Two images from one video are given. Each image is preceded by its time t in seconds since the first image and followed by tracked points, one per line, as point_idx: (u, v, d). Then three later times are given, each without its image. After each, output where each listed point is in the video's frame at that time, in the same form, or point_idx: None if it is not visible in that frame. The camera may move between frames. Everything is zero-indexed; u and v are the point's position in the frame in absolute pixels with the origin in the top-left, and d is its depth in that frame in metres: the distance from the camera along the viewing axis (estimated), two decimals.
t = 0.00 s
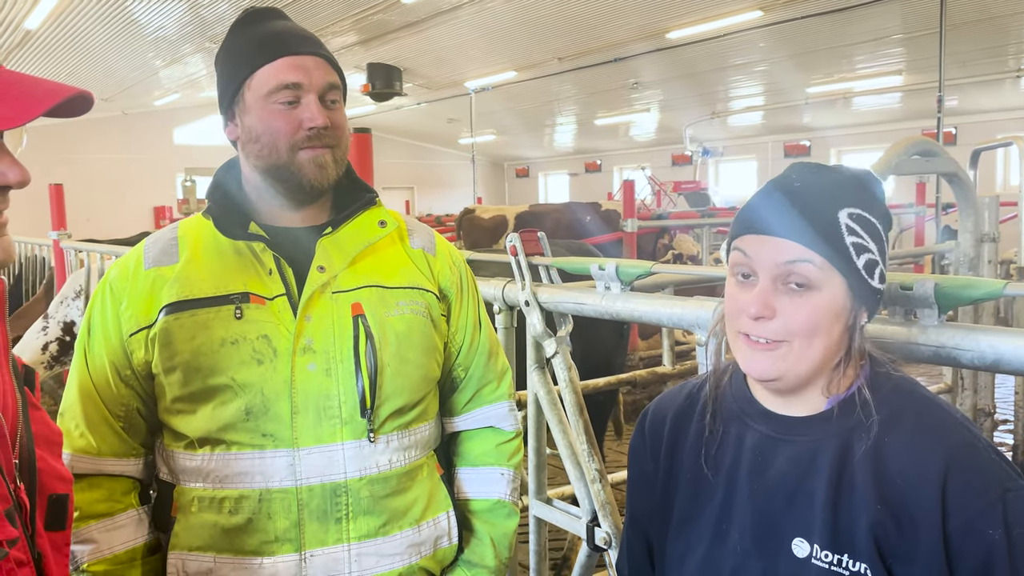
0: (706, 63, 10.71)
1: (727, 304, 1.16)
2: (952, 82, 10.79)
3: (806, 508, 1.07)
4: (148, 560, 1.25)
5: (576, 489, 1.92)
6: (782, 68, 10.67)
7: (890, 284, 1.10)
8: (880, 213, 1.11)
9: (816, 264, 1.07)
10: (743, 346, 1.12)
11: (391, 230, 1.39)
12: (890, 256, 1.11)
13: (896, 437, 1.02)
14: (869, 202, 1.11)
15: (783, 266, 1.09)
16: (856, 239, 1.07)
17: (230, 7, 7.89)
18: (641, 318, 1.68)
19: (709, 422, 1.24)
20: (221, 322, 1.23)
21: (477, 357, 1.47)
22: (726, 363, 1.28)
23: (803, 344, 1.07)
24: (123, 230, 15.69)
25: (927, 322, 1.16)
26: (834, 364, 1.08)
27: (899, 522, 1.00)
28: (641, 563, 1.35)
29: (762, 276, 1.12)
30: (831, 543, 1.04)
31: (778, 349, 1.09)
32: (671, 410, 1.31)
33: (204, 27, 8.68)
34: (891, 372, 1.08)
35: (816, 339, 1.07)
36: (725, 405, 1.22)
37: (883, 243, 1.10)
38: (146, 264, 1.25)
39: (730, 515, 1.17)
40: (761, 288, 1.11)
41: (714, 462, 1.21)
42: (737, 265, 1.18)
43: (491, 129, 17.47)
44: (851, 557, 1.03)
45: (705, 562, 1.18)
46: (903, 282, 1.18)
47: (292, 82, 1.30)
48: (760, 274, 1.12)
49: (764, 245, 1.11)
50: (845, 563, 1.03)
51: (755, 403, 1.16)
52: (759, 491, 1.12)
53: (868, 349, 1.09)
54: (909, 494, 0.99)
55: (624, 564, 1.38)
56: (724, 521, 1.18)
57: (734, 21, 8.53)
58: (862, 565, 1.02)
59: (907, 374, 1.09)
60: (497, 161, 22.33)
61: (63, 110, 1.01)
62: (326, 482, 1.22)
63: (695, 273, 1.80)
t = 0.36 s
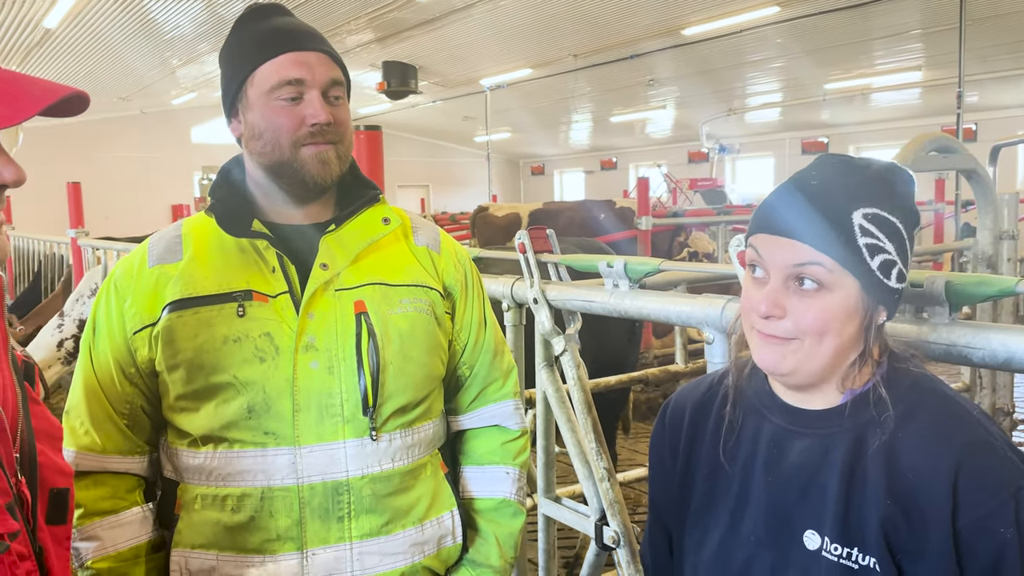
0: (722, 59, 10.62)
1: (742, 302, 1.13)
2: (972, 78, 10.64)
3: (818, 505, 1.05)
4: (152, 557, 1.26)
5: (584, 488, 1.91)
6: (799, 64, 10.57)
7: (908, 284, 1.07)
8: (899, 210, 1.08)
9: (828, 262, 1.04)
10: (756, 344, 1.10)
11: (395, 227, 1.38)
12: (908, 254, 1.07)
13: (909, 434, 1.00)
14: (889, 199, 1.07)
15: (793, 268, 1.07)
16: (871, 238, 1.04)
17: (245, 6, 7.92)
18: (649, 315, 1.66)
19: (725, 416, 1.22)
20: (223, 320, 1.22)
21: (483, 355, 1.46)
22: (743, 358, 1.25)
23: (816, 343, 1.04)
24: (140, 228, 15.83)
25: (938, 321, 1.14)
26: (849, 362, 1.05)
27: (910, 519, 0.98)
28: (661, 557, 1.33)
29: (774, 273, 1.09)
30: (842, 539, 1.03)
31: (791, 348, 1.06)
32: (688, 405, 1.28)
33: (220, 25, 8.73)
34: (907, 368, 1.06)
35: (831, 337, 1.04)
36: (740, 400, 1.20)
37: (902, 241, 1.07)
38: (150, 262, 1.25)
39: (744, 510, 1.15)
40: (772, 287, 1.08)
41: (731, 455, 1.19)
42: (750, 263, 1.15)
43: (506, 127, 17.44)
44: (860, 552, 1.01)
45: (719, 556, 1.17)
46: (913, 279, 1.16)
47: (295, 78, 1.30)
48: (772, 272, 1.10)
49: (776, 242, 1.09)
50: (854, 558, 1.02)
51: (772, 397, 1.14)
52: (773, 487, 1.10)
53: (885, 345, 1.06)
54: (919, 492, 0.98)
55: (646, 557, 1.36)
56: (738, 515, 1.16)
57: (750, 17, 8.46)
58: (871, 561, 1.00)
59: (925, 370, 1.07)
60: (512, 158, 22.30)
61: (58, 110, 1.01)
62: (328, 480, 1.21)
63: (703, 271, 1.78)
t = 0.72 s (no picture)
0: (740, 56, 10.55)
1: (750, 297, 1.12)
2: (995, 74, 10.49)
3: (820, 501, 1.05)
4: (162, 553, 1.27)
5: (595, 486, 1.91)
6: (818, 61, 10.47)
7: (917, 280, 1.05)
8: (908, 207, 1.06)
9: (833, 259, 1.03)
10: (765, 340, 1.09)
11: (403, 226, 1.38)
12: (916, 252, 1.06)
13: (910, 430, 0.98)
14: (899, 197, 1.05)
15: (800, 261, 1.06)
16: (877, 236, 1.03)
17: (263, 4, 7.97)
18: (659, 314, 1.66)
19: (737, 410, 1.21)
20: (233, 318, 1.23)
21: (490, 353, 1.46)
22: (754, 355, 1.24)
23: (822, 340, 1.04)
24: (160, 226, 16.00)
25: (948, 319, 1.13)
26: (855, 359, 1.04)
27: (906, 518, 0.97)
28: (674, 549, 1.34)
29: (782, 270, 1.08)
30: (840, 533, 1.02)
31: (799, 345, 1.05)
32: (701, 400, 1.28)
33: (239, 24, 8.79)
34: (915, 365, 1.04)
35: (837, 334, 1.03)
36: (750, 396, 1.19)
37: (910, 238, 1.05)
38: (161, 260, 1.27)
39: (748, 503, 1.15)
40: (780, 284, 1.07)
41: (740, 449, 1.18)
42: (758, 260, 1.14)
43: (523, 125, 17.44)
44: (857, 547, 1.00)
45: (723, 550, 1.16)
46: (923, 279, 1.15)
47: (303, 77, 1.31)
48: (779, 269, 1.09)
49: (783, 240, 1.08)
50: (851, 552, 1.01)
51: (781, 394, 1.13)
52: (778, 482, 1.10)
53: (893, 341, 1.05)
54: (917, 488, 0.96)
55: (660, 549, 1.37)
56: (742, 508, 1.16)
57: (768, 14, 8.39)
58: (867, 555, 0.99)
59: (933, 368, 1.05)
60: (529, 156, 22.29)
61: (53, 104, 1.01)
62: (333, 477, 1.22)
63: (713, 270, 1.78)
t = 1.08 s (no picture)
0: (759, 54, 10.49)
1: (753, 292, 1.13)
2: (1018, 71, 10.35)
3: (820, 496, 1.06)
4: (178, 544, 1.30)
5: (605, 484, 1.92)
6: (838, 59, 10.39)
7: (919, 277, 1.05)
8: (911, 205, 1.07)
9: (835, 256, 1.04)
10: (768, 336, 1.10)
11: (414, 225, 1.40)
12: (919, 249, 1.07)
13: (909, 427, 0.99)
14: (903, 195, 1.06)
15: (803, 258, 1.07)
16: (878, 233, 1.03)
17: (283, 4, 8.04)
18: (669, 312, 1.66)
19: (740, 406, 1.22)
20: (247, 315, 1.26)
21: (500, 351, 1.48)
22: (759, 353, 1.25)
23: (823, 337, 1.04)
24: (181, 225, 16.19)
25: (955, 319, 1.13)
26: (856, 355, 1.05)
27: (904, 512, 0.98)
28: (678, 544, 1.35)
29: (783, 268, 1.09)
30: (839, 527, 1.03)
31: (801, 342, 1.06)
32: (705, 397, 1.29)
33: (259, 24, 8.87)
34: (915, 362, 1.05)
35: (838, 330, 1.04)
36: (753, 393, 1.21)
37: (912, 236, 1.06)
38: (178, 258, 1.30)
39: (750, 498, 1.16)
40: (781, 281, 1.08)
41: (742, 444, 1.20)
42: (761, 258, 1.15)
43: (540, 124, 17.44)
44: (854, 541, 1.01)
45: (725, 544, 1.18)
46: (932, 277, 1.15)
47: (317, 78, 1.33)
48: (781, 267, 1.10)
49: (786, 238, 1.09)
50: (849, 545, 1.02)
51: (783, 390, 1.15)
52: (779, 477, 1.11)
53: (894, 339, 1.05)
54: (914, 484, 0.97)
55: (664, 545, 1.38)
56: (744, 503, 1.17)
57: (787, 12, 8.34)
58: (864, 550, 1.00)
59: (934, 366, 1.05)
60: (546, 155, 22.29)
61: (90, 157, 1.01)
62: (345, 470, 1.25)
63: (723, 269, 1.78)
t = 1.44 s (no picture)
0: (778, 53, 10.42)
1: (748, 288, 1.15)
2: None
3: (819, 492, 1.07)
4: (195, 535, 1.34)
5: (615, 481, 1.94)
6: (858, 57, 10.30)
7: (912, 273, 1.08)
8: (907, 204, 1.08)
9: (828, 250, 1.06)
10: (765, 329, 1.11)
11: (426, 223, 1.43)
12: (912, 246, 1.09)
13: (906, 422, 1.00)
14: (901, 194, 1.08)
15: (796, 252, 1.09)
16: (871, 228, 1.05)
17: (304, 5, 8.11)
18: (680, 311, 1.68)
19: (739, 404, 1.24)
20: (262, 311, 1.29)
21: (510, 348, 1.50)
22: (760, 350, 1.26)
23: (821, 332, 1.06)
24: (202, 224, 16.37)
25: (961, 317, 1.14)
26: (853, 350, 1.06)
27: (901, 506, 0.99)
28: (679, 540, 1.36)
29: (780, 263, 1.11)
30: (838, 522, 1.04)
31: (799, 337, 1.07)
32: (705, 395, 1.30)
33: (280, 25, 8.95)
34: (912, 359, 1.06)
35: (835, 324, 1.05)
36: (752, 390, 1.22)
37: (905, 234, 1.08)
38: (196, 255, 1.33)
39: (750, 495, 1.17)
40: (779, 276, 1.10)
41: (742, 442, 1.21)
42: (758, 253, 1.17)
43: (558, 123, 17.44)
44: (853, 536, 1.03)
45: (725, 540, 1.19)
46: (937, 276, 1.16)
47: (333, 80, 1.36)
48: (776, 261, 1.12)
49: (784, 233, 1.11)
50: (848, 540, 1.03)
51: (780, 387, 1.16)
52: (778, 473, 1.12)
53: (890, 335, 1.07)
54: (912, 479, 0.98)
55: (666, 542, 1.39)
56: (744, 500, 1.18)
57: (807, 10, 8.28)
58: (863, 544, 1.01)
59: (932, 363, 1.06)
60: (564, 154, 22.27)
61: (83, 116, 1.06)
62: (357, 463, 1.28)
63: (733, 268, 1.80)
